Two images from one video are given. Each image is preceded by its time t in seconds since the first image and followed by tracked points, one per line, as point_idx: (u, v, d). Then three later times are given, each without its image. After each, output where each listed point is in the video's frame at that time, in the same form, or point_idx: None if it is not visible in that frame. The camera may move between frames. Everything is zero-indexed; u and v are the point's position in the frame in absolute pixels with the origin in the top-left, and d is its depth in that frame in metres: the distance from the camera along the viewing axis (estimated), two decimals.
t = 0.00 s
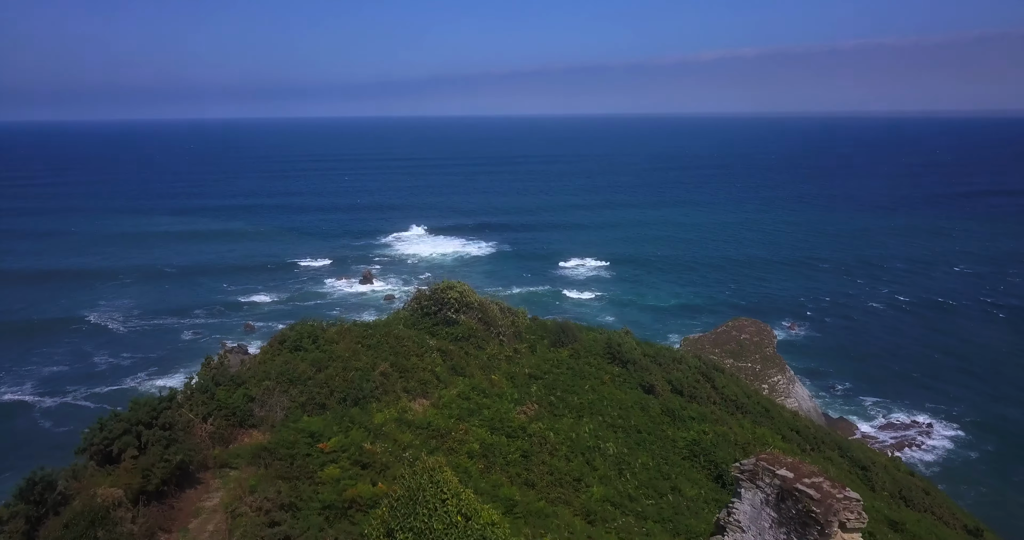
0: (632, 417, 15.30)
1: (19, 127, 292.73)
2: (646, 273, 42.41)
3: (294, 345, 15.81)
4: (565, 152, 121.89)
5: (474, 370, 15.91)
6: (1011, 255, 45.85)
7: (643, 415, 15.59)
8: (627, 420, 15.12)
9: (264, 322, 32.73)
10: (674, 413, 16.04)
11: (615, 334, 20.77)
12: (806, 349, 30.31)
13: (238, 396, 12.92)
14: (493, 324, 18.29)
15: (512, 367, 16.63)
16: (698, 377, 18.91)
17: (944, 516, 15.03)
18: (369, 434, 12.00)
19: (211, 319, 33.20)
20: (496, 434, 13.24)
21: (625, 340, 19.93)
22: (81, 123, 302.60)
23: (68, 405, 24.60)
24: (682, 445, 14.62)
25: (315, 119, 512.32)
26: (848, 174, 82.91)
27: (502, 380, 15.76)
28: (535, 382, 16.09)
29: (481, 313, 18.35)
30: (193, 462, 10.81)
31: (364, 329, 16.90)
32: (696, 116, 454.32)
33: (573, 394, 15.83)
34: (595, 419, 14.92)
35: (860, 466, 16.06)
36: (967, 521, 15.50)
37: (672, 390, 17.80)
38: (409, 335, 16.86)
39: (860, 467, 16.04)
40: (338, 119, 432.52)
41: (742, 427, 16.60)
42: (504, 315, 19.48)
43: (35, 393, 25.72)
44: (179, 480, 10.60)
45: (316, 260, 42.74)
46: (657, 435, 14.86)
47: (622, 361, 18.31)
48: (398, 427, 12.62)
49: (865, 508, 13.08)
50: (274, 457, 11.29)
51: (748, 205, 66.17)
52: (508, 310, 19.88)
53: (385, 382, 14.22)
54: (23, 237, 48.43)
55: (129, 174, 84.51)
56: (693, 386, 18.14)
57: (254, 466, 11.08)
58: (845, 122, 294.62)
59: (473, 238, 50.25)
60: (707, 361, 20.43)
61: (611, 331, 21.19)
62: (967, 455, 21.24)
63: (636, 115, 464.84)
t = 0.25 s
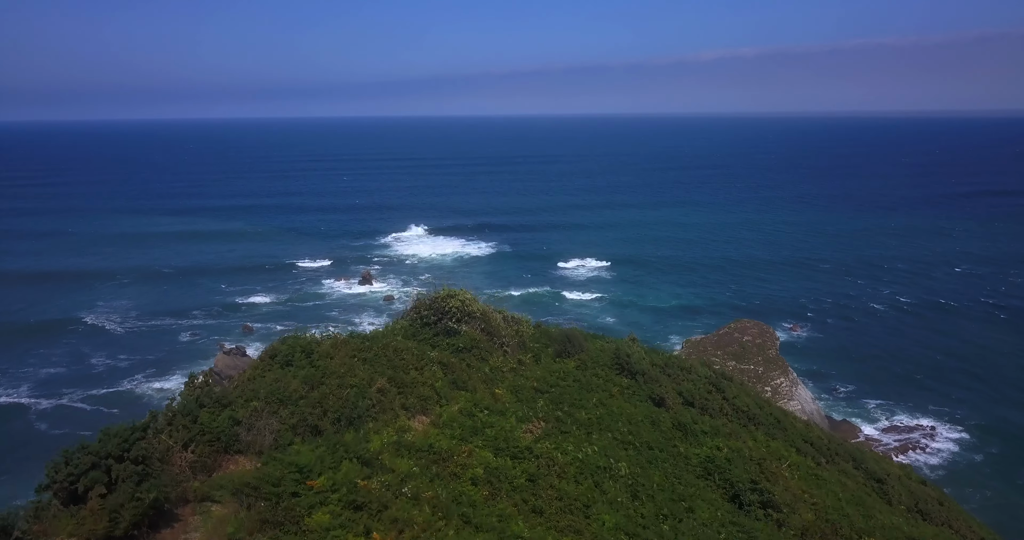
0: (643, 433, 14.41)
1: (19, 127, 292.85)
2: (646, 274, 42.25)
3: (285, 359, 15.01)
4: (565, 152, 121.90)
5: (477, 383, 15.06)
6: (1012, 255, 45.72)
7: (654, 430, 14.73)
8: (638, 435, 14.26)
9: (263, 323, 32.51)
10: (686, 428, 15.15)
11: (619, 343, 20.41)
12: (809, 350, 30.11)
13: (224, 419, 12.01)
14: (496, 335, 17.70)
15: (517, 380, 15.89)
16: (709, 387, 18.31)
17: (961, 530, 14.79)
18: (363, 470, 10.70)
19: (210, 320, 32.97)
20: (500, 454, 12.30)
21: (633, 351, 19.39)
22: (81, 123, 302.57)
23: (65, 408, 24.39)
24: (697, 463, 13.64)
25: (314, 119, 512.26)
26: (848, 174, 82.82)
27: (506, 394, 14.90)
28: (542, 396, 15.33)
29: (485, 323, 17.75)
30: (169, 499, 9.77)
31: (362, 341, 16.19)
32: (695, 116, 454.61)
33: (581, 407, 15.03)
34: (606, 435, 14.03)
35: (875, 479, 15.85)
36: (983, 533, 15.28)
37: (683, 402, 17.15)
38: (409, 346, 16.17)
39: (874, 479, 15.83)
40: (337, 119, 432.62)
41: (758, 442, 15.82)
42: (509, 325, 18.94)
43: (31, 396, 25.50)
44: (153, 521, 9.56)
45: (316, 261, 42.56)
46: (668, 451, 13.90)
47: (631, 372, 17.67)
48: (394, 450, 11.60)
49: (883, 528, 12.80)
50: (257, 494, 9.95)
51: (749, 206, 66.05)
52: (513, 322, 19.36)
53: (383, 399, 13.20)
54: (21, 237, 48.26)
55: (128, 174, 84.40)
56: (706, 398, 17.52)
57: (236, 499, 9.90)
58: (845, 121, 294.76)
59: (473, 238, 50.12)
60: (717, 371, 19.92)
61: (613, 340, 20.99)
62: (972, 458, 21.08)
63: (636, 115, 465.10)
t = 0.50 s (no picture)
0: (654, 449, 13.79)
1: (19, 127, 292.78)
2: (648, 275, 42.04)
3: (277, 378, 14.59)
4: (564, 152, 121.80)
5: (481, 401, 14.72)
6: (1014, 256, 45.54)
7: (668, 446, 14.10)
8: (650, 452, 13.66)
9: (261, 324, 32.26)
10: (700, 443, 14.48)
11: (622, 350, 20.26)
12: (811, 352, 29.92)
13: (207, 445, 11.21)
14: (500, 347, 17.37)
15: (522, 395, 15.47)
16: (721, 399, 17.78)
17: None
18: (360, 508, 10.01)
19: (208, 321, 32.71)
20: (506, 480, 11.72)
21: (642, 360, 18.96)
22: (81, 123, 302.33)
23: (61, 410, 24.17)
24: (713, 482, 12.90)
25: (313, 118, 512.15)
26: (849, 174, 82.61)
27: (511, 412, 14.52)
28: (549, 412, 14.83)
29: (488, 333, 17.42)
30: None
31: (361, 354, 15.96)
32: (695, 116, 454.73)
33: (590, 423, 14.46)
34: (619, 453, 13.40)
35: (893, 492, 15.45)
36: None
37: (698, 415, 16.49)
38: (409, 359, 15.93)
39: (892, 494, 15.39)
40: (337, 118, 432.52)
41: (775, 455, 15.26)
42: (514, 336, 18.57)
43: (27, 398, 25.27)
44: None
45: (315, 262, 42.35)
46: (683, 470, 13.16)
47: (640, 383, 17.15)
48: (394, 481, 11.04)
49: None
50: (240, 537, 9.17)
51: (749, 206, 65.88)
52: (518, 332, 19.01)
53: (381, 421, 12.95)
54: (20, 238, 48.06)
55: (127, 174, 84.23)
56: (721, 410, 16.88)
57: None
58: (845, 121, 294.77)
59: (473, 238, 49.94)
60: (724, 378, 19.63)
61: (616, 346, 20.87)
62: (978, 461, 20.92)
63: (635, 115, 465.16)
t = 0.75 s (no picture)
0: (671, 469, 13.20)
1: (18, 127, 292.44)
2: (649, 275, 41.84)
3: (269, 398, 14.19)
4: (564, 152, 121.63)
5: (486, 419, 14.28)
6: (1016, 256, 45.32)
7: (682, 466, 13.45)
8: (666, 472, 13.07)
9: (260, 325, 32.05)
10: (717, 461, 13.87)
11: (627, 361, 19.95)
12: (814, 354, 29.73)
13: (190, 480, 11.00)
14: (506, 360, 17.00)
15: (530, 412, 15.01)
16: (734, 410, 17.27)
17: None
18: None
19: (206, 322, 32.52)
20: (515, 508, 11.06)
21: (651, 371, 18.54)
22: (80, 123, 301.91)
23: (58, 412, 23.96)
24: (733, 504, 12.21)
25: (313, 118, 511.79)
26: (849, 174, 82.41)
27: (517, 431, 14.02)
28: (557, 430, 14.29)
29: (493, 346, 17.07)
30: None
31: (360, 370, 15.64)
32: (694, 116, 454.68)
33: (602, 441, 13.90)
34: (632, 474, 12.74)
35: (913, 508, 14.85)
36: None
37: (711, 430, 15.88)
38: (410, 375, 15.60)
39: (913, 510, 14.79)
40: (337, 118, 432.31)
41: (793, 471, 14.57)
42: (521, 348, 18.19)
43: (23, 400, 25.06)
44: None
45: (314, 262, 42.15)
46: (700, 492, 12.50)
47: (652, 397, 16.64)
48: (393, 516, 10.50)
49: None
50: None
51: (750, 206, 65.69)
52: (525, 344, 18.62)
53: (378, 446, 12.56)
54: (17, 239, 47.83)
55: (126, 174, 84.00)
56: (735, 423, 16.29)
57: None
58: (845, 121, 294.80)
59: (472, 239, 49.71)
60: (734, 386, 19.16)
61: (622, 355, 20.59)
62: (984, 464, 20.75)
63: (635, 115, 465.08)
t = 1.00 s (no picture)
0: (688, 494, 12.79)
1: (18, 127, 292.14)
2: (650, 276, 41.58)
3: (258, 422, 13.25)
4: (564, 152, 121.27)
5: (494, 441, 13.93)
6: (1020, 258, 45.02)
7: (699, 488, 13.10)
8: (683, 497, 12.66)
9: (258, 327, 31.78)
10: (736, 482, 13.46)
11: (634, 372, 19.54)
12: (817, 355, 29.51)
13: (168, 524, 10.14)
14: (513, 375, 16.64)
15: (540, 431, 14.65)
16: (749, 422, 16.81)
17: None
18: None
19: (205, 324, 32.28)
20: None
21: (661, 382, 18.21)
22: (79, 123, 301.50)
23: (54, 415, 23.69)
24: (757, 531, 11.78)
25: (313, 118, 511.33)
26: (850, 173, 82.17)
27: (526, 454, 13.69)
28: (569, 451, 13.94)
29: (499, 361, 16.77)
30: None
31: (359, 389, 15.23)
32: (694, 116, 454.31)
33: (615, 463, 13.53)
34: (649, 501, 12.42)
35: (935, 524, 14.45)
36: None
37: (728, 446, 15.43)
38: (413, 392, 15.23)
39: (935, 526, 14.40)
40: (336, 118, 431.95)
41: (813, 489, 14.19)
42: (529, 362, 17.89)
43: (19, 403, 24.80)
44: None
45: (313, 263, 41.88)
46: (721, 517, 12.12)
47: (665, 411, 16.17)
48: None
49: None
50: None
51: (751, 206, 65.41)
52: (532, 356, 18.31)
53: (380, 473, 12.07)
54: (15, 240, 47.53)
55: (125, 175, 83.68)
56: (749, 437, 15.83)
57: None
58: (845, 121, 294.78)
59: (473, 240, 49.40)
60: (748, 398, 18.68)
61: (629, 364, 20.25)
62: (990, 467, 20.57)
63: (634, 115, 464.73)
